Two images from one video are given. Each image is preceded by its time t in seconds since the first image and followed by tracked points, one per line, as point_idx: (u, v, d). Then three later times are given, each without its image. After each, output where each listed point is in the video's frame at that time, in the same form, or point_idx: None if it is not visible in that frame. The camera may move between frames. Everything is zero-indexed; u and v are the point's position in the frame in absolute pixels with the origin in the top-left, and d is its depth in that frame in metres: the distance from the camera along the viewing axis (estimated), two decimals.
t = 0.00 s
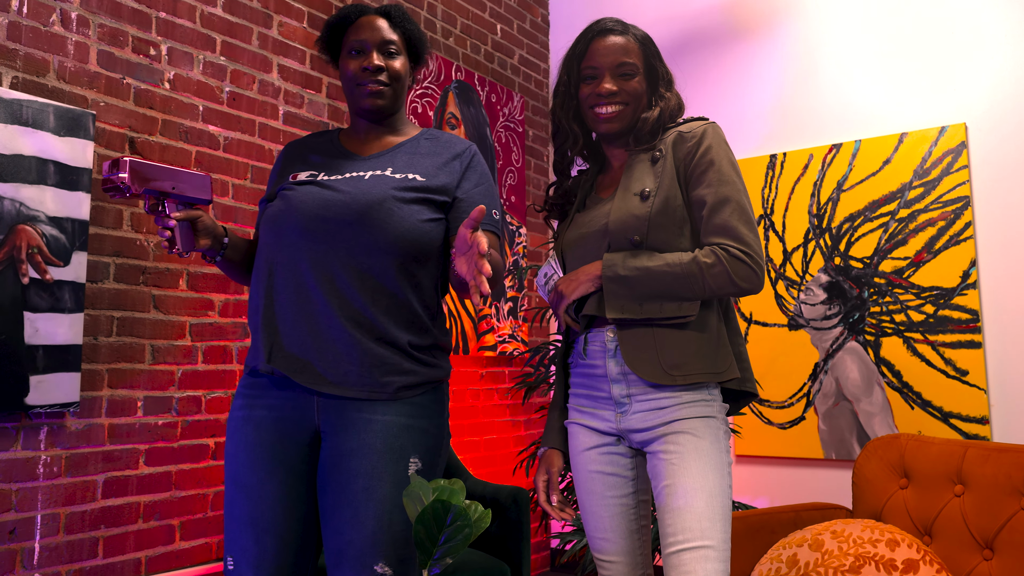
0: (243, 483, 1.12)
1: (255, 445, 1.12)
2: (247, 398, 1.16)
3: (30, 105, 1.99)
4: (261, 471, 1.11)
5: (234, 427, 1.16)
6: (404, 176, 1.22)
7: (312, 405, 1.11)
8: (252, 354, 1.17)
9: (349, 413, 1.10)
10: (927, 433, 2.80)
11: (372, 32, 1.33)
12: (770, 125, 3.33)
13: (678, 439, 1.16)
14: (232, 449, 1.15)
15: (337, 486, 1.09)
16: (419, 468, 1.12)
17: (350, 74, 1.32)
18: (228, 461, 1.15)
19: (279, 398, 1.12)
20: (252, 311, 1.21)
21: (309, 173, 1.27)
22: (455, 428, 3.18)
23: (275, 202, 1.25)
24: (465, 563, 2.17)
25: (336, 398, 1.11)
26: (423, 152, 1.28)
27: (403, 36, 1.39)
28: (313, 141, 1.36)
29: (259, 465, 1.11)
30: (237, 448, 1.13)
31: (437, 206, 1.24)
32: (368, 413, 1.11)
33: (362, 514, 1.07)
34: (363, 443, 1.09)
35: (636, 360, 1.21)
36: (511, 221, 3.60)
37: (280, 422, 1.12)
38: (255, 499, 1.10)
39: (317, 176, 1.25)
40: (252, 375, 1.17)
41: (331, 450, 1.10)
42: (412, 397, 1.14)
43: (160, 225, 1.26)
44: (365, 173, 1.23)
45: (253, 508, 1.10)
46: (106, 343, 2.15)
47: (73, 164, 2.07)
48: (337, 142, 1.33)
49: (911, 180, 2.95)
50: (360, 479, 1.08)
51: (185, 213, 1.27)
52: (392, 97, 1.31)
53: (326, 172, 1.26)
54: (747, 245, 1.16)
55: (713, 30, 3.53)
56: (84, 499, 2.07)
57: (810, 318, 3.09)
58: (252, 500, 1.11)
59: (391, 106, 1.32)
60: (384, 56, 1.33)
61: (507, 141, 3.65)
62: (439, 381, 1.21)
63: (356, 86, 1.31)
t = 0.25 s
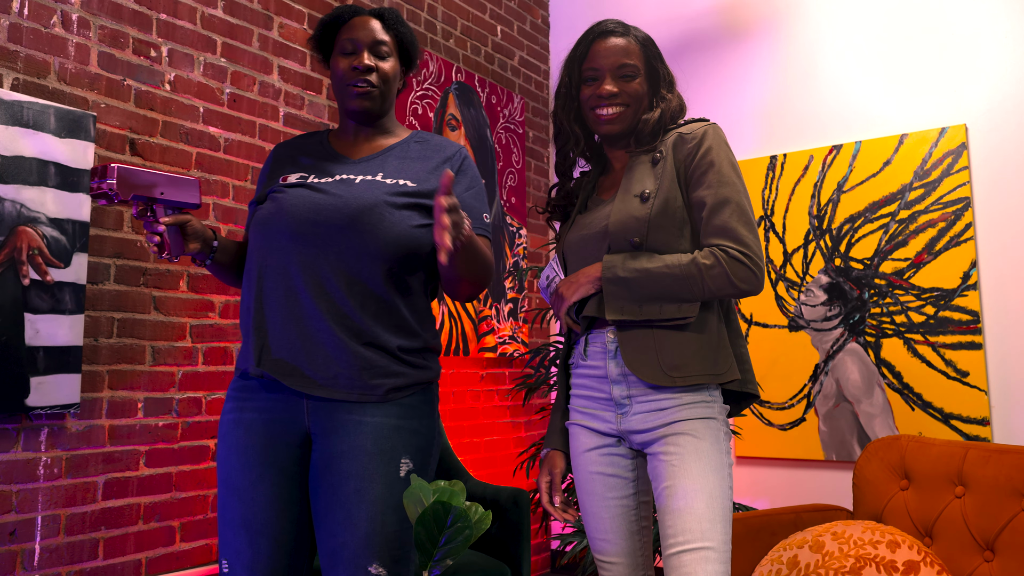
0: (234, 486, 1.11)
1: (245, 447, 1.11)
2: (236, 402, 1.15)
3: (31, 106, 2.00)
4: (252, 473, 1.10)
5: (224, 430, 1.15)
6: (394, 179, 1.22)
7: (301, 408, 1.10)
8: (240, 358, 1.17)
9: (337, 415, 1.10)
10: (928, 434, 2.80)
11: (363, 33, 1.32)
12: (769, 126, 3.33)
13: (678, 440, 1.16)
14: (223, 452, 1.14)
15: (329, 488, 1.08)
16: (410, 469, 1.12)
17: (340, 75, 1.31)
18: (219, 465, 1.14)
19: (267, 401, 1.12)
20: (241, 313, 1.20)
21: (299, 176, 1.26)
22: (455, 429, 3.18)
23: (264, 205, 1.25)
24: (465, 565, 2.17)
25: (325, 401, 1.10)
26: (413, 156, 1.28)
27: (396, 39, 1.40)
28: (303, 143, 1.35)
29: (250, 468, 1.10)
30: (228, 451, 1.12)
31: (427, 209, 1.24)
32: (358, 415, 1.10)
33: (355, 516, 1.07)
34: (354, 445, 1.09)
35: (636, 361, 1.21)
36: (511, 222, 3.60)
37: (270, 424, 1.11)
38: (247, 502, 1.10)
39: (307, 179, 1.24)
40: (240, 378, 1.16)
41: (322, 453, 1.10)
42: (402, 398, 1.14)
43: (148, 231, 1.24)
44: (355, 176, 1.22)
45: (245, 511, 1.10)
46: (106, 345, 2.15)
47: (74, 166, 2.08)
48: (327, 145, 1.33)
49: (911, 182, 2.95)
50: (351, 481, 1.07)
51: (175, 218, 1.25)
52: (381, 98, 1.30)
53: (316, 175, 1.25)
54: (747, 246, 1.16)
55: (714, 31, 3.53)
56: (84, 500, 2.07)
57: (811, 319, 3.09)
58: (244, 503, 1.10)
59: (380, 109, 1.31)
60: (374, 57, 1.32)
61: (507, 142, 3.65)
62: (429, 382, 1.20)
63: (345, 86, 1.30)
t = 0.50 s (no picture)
0: (216, 493, 1.05)
1: (225, 453, 1.05)
2: (213, 407, 1.09)
3: (32, 109, 2.00)
4: (234, 478, 1.04)
5: (202, 436, 1.08)
6: (375, 183, 1.18)
7: (281, 409, 1.05)
8: (216, 360, 1.11)
9: (319, 419, 1.05)
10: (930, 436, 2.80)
11: (358, 40, 1.31)
12: (770, 128, 3.33)
13: (682, 442, 1.16)
14: (204, 460, 1.08)
15: (312, 491, 1.03)
16: (394, 470, 1.07)
17: (330, 78, 1.29)
18: (199, 473, 1.08)
19: (246, 403, 1.06)
20: (217, 315, 1.15)
21: (278, 177, 1.21)
22: (456, 431, 3.18)
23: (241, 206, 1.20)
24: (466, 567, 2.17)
25: (308, 401, 1.05)
26: (391, 161, 1.24)
27: (387, 53, 1.40)
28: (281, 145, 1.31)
29: (232, 472, 1.05)
30: (207, 458, 1.07)
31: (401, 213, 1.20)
32: (339, 418, 1.05)
33: (342, 518, 1.02)
34: (336, 447, 1.04)
35: (640, 363, 1.21)
36: (512, 224, 3.60)
37: (251, 430, 1.05)
38: (232, 507, 1.04)
39: (286, 181, 1.20)
40: (218, 379, 1.11)
41: (304, 456, 1.04)
42: (380, 399, 1.09)
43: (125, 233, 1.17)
44: (334, 178, 1.18)
45: (231, 516, 1.04)
46: (108, 347, 2.15)
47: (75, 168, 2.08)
48: (303, 147, 1.29)
49: (913, 184, 2.95)
50: (336, 484, 1.02)
51: (150, 219, 1.16)
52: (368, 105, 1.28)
53: (294, 176, 1.21)
54: (753, 250, 1.16)
55: (714, 33, 3.53)
56: (86, 503, 2.08)
57: (812, 321, 3.09)
58: (228, 508, 1.04)
59: (365, 116, 1.29)
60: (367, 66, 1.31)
61: (508, 144, 3.65)
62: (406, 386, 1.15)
63: (334, 88, 1.28)
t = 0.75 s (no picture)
0: (190, 498, 1.06)
1: (198, 458, 1.06)
2: (182, 413, 1.09)
3: (36, 113, 2.01)
4: (209, 482, 1.05)
5: (173, 443, 1.09)
6: (345, 198, 1.22)
7: (253, 413, 1.07)
8: (181, 366, 1.11)
9: (291, 421, 1.08)
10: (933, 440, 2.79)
11: (327, 56, 1.32)
12: (772, 131, 3.33)
13: (686, 446, 1.15)
14: (175, 467, 1.08)
15: (285, 494, 1.05)
16: (366, 470, 1.12)
17: (300, 93, 1.31)
18: (173, 479, 1.08)
19: (217, 408, 1.07)
20: (181, 319, 1.16)
21: (248, 187, 1.22)
22: (459, 434, 3.18)
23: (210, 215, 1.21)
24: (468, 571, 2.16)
25: (280, 405, 1.08)
26: (360, 175, 1.28)
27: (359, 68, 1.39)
28: (246, 152, 1.31)
29: (207, 477, 1.05)
30: (180, 464, 1.07)
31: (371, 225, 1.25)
32: (311, 420, 1.09)
33: (316, 519, 1.05)
34: (309, 449, 1.07)
35: (645, 366, 1.21)
36: (514, 228, 3.60)
37: (222, 434, 1.06)
38: (207, 511, 1.05)
39: (256, 191, 1.21)
40: (184, 386, 1.11)
41: (275, 459, 1.07)
42: (349, 403, 1.13)
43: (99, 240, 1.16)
44: (306, 192, 1.21)
45: (207, 520, 1.04)
46: (111, 350, 2.15)
47: (78, 172, 2.08)
48: (272, 155, 1.30)
49: (916, 186, 2.94)
50: (309, 485, 1.05)
51: (127, 224, 1.16)
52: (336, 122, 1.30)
53: (264, 187, 1.22)
54: (758, 254, 1.16)
55: (717, 36, 3.53)
56: (89, 505, 2.08)
57: (815, 324, 3.08)
58: (204, 512, 1.05)
59: (333, 133, 1.31)
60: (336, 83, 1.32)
61: (511, 148, 3.65)
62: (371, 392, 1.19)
63: (301, 106, 1.30)
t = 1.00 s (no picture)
0: (178, 500, 1.12)
1: (184, 460, 1.12)
2: (165, 417, 1.15)
3: (42, 116, 2.02)
4: (196, 484, 1.11)
5: (158, 447, 1.15)
6: (330, 205, 1.32)
7: (237, 412, 1.14)
8: (165, 365, 1.18)
9: (274, 419, 1.15)
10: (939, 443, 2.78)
11: (311, 68, 1.45)
12: (775, 133, 3.33)
13: (690, 449, 1.15)
14: (161, 470, 1.14)
15: (269, 490, 1.13)
16: (349, 466, 1.21)
17: (284, 101, 1.43)
18: (159, 481, 1.15)
19: (203, 409, 1.14)
20: (165, 321, 1.22)
21: (233, 190, 1.31)
22: (463, 437, 3.18)
23: (197, 216, 1.28)
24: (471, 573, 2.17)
25: (264, 404, 1.15)
26: (343, 183, 1.39)
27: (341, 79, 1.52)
28: (230, 157, 1.40)
29: (194, 478, 1.12)
30: (167, 467, 1.13)
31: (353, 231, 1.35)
32: (296, 418, 1.17)
33: (302, 516, 1.13)
34: (293, 447, 1.15)
35: (648, 370, 1.20)
36: (518, 230, 3.60)
37: (206, 435, 1.13)
38: (196, 511, 1.11)
39: (242, 194, 1.30)
40: (166, 386, 1.17)
41: (259, 457, 1.14)
42: (332, 401, 1.22)
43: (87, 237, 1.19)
44: (292, 198, 1.31)
45: (196, 520, 1.11)
46: (116, 352, 2.16)
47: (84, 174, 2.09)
48: (256, 162, 1.40)
49: (920, 188, 2.94)
50: (294, 482, 1.13)
51: (115, 223, 1.20)
52: (318, 131, 1.42)
53: (250, 191, 1.31)
54: (762, 257, 1.15)
55: (721, 38, 3.53)
56: (94, 507, 2.09)
57: (820, 326, 3.07)
58: (193, 514, 1.11)
59: (315, 141, 1.42)
60: (319, 93, 1.45)
61: (514, 150, 3.65)
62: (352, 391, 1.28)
63: (286, 113, 1.41)
